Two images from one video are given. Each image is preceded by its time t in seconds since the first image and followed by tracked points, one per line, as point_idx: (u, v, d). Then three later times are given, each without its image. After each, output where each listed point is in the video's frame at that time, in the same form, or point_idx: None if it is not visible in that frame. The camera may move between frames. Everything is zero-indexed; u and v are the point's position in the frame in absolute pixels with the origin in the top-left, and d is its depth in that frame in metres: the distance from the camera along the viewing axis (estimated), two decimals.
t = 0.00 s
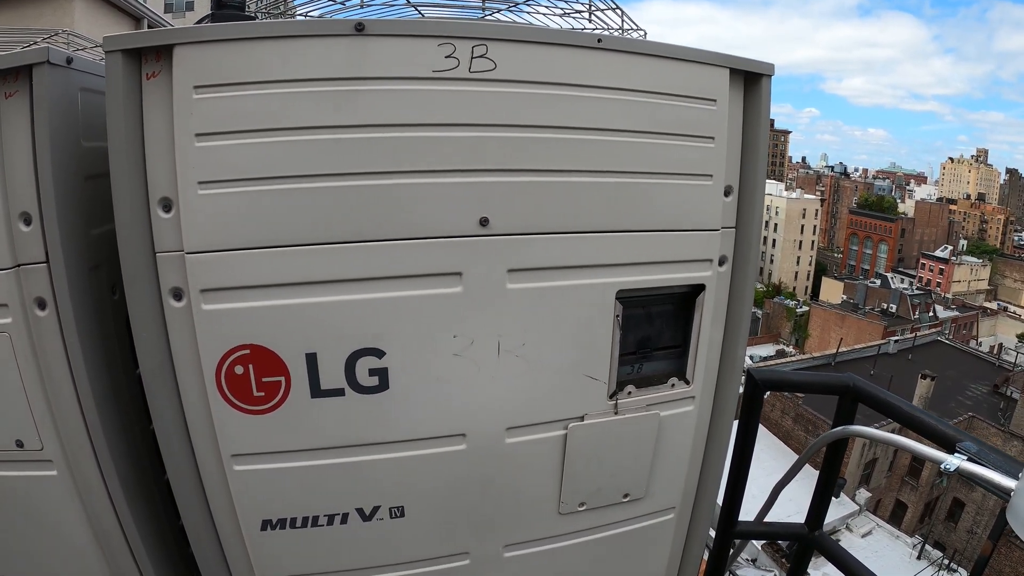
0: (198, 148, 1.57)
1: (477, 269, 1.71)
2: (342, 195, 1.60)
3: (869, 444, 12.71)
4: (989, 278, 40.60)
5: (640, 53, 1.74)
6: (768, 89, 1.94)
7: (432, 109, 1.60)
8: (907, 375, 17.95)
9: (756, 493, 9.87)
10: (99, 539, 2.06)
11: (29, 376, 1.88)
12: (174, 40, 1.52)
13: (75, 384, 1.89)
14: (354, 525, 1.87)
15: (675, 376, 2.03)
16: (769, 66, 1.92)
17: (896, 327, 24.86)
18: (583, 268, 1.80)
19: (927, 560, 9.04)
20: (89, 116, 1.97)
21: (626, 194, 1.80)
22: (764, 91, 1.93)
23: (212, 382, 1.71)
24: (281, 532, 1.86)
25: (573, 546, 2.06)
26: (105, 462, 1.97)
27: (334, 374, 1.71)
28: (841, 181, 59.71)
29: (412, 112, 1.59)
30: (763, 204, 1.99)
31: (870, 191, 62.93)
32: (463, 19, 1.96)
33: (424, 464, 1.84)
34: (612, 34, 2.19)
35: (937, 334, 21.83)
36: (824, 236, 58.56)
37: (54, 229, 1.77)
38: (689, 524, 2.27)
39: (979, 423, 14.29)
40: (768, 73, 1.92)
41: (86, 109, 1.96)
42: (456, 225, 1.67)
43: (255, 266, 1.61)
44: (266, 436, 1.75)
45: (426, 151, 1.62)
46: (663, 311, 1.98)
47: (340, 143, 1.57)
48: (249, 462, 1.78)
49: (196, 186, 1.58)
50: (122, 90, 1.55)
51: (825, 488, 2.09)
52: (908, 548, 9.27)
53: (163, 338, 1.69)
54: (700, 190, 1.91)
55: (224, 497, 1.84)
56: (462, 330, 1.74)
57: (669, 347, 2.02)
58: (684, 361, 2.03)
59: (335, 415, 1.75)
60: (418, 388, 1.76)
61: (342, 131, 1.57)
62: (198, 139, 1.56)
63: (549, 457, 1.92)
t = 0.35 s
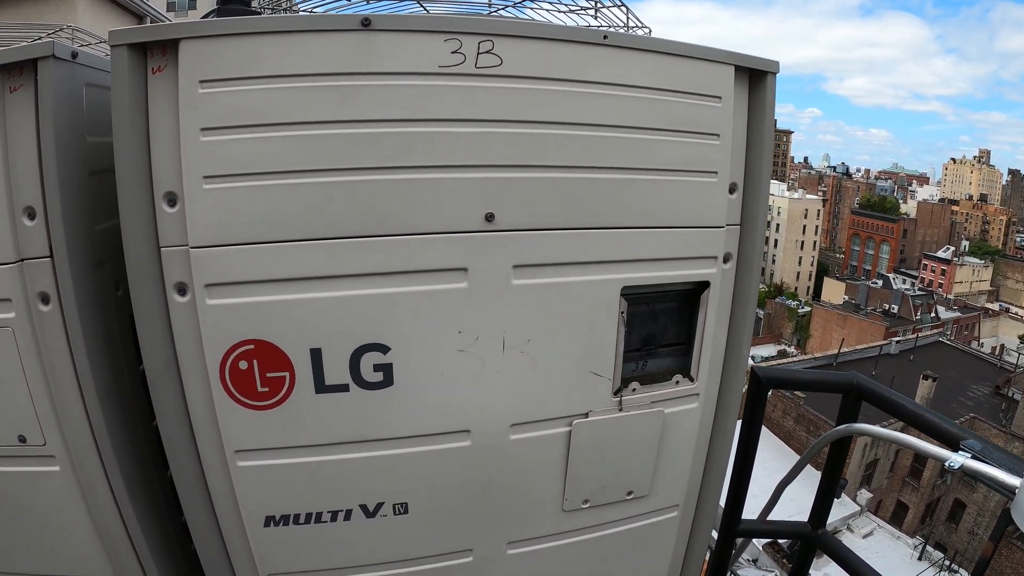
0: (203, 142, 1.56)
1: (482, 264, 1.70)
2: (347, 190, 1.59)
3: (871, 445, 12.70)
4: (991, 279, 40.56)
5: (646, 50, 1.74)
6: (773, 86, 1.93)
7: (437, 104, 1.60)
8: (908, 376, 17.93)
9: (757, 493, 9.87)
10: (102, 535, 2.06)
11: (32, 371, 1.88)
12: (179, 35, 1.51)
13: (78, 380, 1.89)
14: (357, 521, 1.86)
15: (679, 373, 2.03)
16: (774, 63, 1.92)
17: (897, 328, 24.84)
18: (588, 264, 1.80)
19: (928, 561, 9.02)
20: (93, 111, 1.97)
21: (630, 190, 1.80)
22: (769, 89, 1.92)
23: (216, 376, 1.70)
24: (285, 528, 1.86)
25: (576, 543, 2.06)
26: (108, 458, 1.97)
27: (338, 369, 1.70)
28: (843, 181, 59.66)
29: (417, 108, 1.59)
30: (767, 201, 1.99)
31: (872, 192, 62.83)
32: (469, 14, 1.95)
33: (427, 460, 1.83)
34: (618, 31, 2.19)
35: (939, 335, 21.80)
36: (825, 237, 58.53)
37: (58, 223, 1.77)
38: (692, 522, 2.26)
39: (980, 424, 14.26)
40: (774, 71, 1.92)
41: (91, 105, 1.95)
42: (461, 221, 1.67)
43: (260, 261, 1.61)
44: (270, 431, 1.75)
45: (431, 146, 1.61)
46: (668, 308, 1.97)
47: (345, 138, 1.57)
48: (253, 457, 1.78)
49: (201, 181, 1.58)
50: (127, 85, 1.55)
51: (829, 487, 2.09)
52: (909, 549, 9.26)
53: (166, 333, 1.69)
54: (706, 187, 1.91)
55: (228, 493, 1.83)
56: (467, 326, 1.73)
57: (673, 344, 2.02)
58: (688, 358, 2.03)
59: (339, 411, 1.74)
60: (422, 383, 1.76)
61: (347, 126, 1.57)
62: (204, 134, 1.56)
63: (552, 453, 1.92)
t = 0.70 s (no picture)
0: (204, 140, 1.57)
1: (482, 262, 1.71)
2: (348, 188, 1.60)
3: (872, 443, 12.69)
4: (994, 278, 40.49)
5: (646, 48, 1.74)
6: (773, 84, 1.93)
7: (437, 102, 1.60)
8: (910, 375, 17.90)
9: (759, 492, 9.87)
10: (103, 532, 2.07)
11: (34, 368, 1.89)
12: (180, 33, 1.52)
13: (80, 377, 1.90)
14: (358, 518, 1.87)
15: (679, 371, 2.03)
16: (775, 61, 1.92)
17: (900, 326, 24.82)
18: (588, 262, 1.80)
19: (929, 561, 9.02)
20: (95, 109, 1.98)
21: (630, 189, 1.80)
22: (769, 87, 1.92)
23: (217, 374, 1.71)
24: (285, 525, 1.86)
25: (576, 541, 2.07)
26: (110, 455, 1.98)
27: (339, 366, 1.71)
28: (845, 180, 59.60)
29: (417, 106, 1.59)
30: (768, 199, 1.99)
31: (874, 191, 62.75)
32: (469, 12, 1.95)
33: (428, 458, 1.84)
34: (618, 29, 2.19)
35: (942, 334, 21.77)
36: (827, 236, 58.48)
37: (60, 221, 1.78)
38: (692, 520, 2.27)
39: (982, 423, 14.24)
40: (774, 68, 1.92)
41: (93, 103, 1.96)
42: (461, 219, 1.67)
43: (261, 259, 1.61)
44: (271, 429, 1.76)
45: (431, 144, 1.62)
46: (668, 306, 1.98)
47: (345, 136, 1.58)
48: (254, 455, 1.79)
49: (203, 178, 1.59)
50: (128, 83, 1.55)
51: (828, 486, 2.09)
52: (911, 548, 9.25)
53: (168, 330, 1.70)
54: (706, 185, 1.91)
55: (229, 489, 1.84)
56: (467, 323, 1.74)
57: (673, 342, 2.02)
58: (689, 356, 2.03)
59: (340, 408, 1.75)
60: (422, 381, 1.76)
61: (347, 124, 1.57)
62: (205, 132, 1.57)
63: (552, 451, 1.92)
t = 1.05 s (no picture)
0: (216, 138, 1.59)
1: (491, 258, 1.72)
2: (358, 186, 1.62)
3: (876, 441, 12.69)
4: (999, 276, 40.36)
5: (653, 46, 1.75)
6: (779, 82, 1.94)
7: (446, 101, 1.62)
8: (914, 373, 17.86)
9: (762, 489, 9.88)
10: (113, 525, 2.09)
11: (46, 364, 1.91)
12: (193, 33, 1.53)
13: (91, 372, 1.92)
14: (367, 512, 1.89)
15: (685, 367, 2.04)
16: (781, 59, 1.93)
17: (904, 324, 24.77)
18: (595, 259, 1.81)
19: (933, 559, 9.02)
20: (106, 107, 2.00)
21: (637, 186, 1.82)
22: (775, 85, 1.93)
23: (228, 369, 1.73)
24: (295, 519, 1.88)
25: (582, 535, 2.09)
26: (120, 449, 2.00)
27: (348, 361, 1.73)
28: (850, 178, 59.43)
29: (426, 104, 1.61)
30: (774, 196, 2.00)
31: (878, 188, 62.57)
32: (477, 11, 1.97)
33: (436, 452, 1.86)
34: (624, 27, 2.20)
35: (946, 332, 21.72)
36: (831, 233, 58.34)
37: (72, 218, 1.80)
38: (697, 516, 2.28)
39: (987, 421, 14.21)
40: (780, 67, 1.93)
41: (103, 101, 1.98)
42: (470, 216, 1.69)
43: (272, 255, 1.63)
44: (281, 423, 1.78)
45: (441, 142, 1.63)
46: (674, 302, 1.99)
47: (356, 133, 1.59)
48: (264, 449, 1.81)
49: (215, 175, 1.61)
50: (141, 81, 1.57)
51: (832, 483, 2.10)
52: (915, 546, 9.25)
53: (179, 326, 1.72)
54: (712, 182, 1.92)
55: (239, 483, 1.86)
56: (475, 319, 1.76)
57: (679, 338, 2.03)
58: (694, 352, 2.04)
59: (349, 403, 1.77)
60: (431, 376, 1.78)
61: (357, 122, 1.59)
62: (216, 130, 1.58)
63: (559, 446, 1.94)
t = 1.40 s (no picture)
0: (219, 136, 1.61)
1: (491, 255, 1.74)
2: (359, 182, 1.63)
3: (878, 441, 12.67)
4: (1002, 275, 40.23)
5: (652, 44, 1.76)
6: (778, 80, 1.95)
7: (447, 98, 1.63)
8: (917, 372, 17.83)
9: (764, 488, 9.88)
10: (117, 519, 2.11)
11: (51, 359, 1.93)
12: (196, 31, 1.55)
13: (96, 367, 1.94)
14: (368, 506, 1.91)
15: (684, 363, 2.06)
16: (780, 57, 1.94)
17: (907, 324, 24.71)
18: (594, 255, 1.83)
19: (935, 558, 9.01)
20: (110, 105, 2.02)
21: (636, 183, 1.83)
22: (774, 83, 1.94)
23: (231, 364, 1.75)
24: (297, 513, 1.90)
25: (582, 530, 2.10)
26: (124, 444, 2.02)
27: (350, 356, 1.75)
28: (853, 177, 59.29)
29: (427, 102, 1.62)
30: (773, 193, 2.01)
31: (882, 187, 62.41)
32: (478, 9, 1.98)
33: (436, 447, 1.88)
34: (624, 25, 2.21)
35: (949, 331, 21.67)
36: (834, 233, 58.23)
37: (77, 215, 1.82)
38: (697, 512, 2.30)
39: (990, 420, 14.18)
40: (779, 65, 1.94)
41: (108, 99, 2.00)
42: (470, 213, 1.71)
43: (274, 251, 1.65)
44: (283, 418, 1.80)
45: (441, 139, 1.65)
46: (673, 299, 2.00)
47: (357, 131, 1.61)
48: (266, 443, 1.83)
49: (218, 173, 1.62)
50: (144, 80, 1.59)
51: (832, 480, 2.10)
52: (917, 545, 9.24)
53: (183, 321, 1.74)
54: (711, 179, 1.93)
55: (241, 478, 1.88)
56: (475, 315, 1.77)
57: (678, 335, 2.04)
58: (694, 348, 2.05)
59: (351, 398, 1.79)
60: (432, 372, 1.80)
61: (359, 120, 1.60)
62: (219, 128, 1.60)
63: (559, 441, 1.96)
